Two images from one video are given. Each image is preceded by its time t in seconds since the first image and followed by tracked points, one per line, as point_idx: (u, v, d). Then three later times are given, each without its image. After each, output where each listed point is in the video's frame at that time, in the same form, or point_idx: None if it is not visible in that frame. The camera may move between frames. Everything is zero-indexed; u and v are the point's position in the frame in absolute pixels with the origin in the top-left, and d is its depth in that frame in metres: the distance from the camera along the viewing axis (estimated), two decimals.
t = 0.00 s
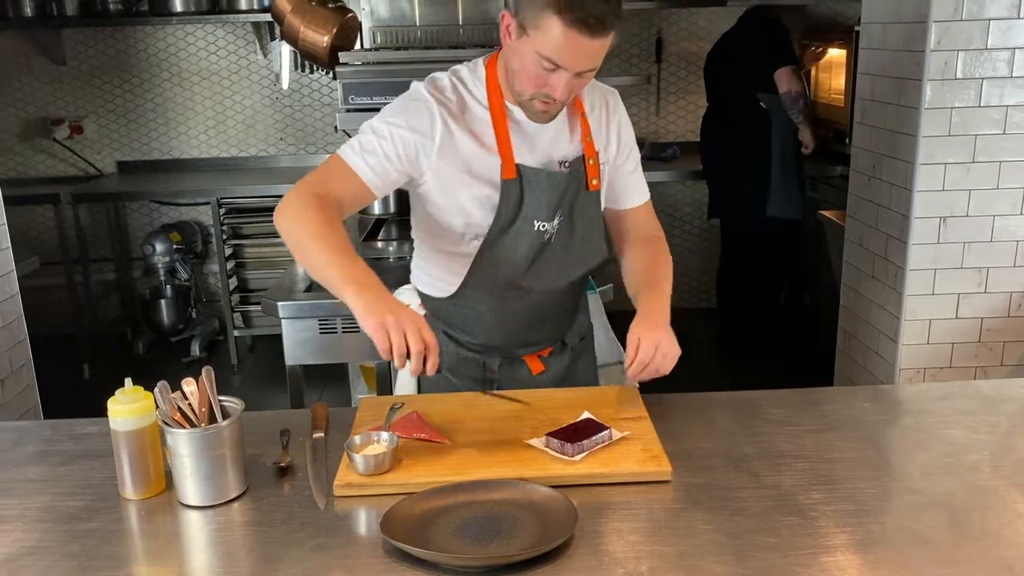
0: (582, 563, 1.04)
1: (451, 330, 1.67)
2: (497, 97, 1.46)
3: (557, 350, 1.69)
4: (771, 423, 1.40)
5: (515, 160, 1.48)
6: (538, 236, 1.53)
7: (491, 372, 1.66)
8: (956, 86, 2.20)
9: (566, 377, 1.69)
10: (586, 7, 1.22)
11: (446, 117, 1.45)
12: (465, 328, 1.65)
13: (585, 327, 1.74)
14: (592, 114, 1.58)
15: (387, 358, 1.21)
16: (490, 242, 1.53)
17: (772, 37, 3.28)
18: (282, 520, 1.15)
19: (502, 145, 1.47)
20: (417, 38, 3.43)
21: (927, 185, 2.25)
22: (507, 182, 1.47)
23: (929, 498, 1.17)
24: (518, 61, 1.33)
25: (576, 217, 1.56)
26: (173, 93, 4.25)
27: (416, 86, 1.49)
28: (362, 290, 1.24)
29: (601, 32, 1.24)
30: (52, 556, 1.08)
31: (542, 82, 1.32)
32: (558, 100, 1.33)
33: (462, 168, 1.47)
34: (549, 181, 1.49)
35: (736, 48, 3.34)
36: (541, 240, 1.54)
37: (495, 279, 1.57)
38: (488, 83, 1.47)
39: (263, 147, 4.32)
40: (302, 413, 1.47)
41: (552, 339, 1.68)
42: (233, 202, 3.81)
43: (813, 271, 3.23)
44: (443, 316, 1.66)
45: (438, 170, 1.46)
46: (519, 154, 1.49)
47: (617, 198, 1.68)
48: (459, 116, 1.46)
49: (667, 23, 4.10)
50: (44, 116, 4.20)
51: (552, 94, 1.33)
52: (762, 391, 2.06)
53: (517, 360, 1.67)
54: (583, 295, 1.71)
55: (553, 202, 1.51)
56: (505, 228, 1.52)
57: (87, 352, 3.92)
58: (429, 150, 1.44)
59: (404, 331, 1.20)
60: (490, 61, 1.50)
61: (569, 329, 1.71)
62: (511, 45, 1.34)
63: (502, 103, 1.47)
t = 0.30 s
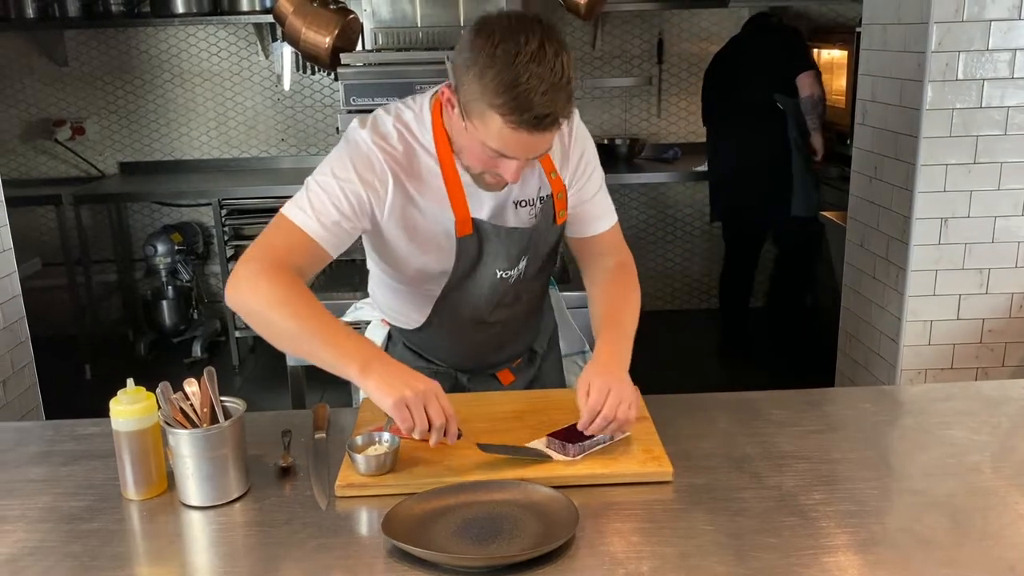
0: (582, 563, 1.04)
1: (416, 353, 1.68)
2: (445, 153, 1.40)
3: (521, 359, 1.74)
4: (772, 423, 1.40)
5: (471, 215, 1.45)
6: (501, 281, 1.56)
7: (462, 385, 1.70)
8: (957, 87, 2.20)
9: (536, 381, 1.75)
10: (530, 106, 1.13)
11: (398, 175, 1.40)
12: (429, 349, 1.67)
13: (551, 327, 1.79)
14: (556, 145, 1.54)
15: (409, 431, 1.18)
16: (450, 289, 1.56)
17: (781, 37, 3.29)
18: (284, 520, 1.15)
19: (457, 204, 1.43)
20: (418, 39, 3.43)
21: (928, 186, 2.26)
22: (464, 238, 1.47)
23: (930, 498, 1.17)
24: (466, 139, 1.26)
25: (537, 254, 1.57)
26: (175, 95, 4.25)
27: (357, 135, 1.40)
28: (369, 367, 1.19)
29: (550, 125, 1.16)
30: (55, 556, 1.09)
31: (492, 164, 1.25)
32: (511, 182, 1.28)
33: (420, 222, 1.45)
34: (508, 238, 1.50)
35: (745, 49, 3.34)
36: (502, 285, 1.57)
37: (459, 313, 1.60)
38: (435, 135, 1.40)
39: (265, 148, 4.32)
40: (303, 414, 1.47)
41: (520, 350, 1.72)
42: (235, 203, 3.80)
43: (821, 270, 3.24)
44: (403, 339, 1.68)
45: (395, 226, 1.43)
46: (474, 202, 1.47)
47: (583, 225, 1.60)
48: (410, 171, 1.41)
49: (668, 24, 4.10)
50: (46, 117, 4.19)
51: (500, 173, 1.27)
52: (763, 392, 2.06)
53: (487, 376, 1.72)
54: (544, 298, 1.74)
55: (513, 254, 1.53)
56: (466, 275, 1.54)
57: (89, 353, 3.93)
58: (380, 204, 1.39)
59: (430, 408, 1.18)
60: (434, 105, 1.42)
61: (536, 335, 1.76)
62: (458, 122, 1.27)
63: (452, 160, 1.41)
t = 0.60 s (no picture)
0: (581, 563, 1.04)
1: (400, 358, 1.69)
2: (426, 171, 1.38)
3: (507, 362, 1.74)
4: (772, 424, 1.40)
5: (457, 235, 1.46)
6: (486, 295, 1.56)
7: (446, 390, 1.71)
8: (957, 88, 2.20)
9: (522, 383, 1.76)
10: (516, 146, 1.14)
11: (381, 198, 1.39)
12: (414, 357, 1.67)
13: (535, 329, 1.80)
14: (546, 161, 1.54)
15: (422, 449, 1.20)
16: (433, 302, 1.56)
17: (806, 38, 3.20)
18: (284, 520, 1.16)
19: (442, 224, 1.43)
20: (418, 39, 3.44)
21: (928, 186, 2.26)
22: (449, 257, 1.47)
23: (930, 498, 1.17)
24: (450, 171, 1.27)
25: (521, 266, 1.59)
26: (176, 95, 4.25)
27: (336, 156, 1.38)
28: (375, 392, 1.22)
29: (536, 161, 1.17)
30: (55, 556, 1.09)
31: (479, 194, 1.27)
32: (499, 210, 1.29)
33: (407, 242, 1.45)
34: (493, 257, 1.51)
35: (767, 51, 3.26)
36: (486, 300, 1.57)
37: (442, 326, 1.61)
38: (414, 153, 1.39)
39: (266, 149, 4.32)
40: (304, 414, 1.47)
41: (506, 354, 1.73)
42: (235, 203, 3.80)
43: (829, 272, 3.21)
44: (387, 347, 1.69)
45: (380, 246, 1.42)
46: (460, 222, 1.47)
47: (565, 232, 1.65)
48: (394, 192, 1.40)
49: (668, 25, 4.10)
50: (47, 118, 4.20)
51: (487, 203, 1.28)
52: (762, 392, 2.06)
53: (473, 380, 1.72)
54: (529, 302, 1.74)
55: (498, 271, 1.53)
56: (451, 290, 1.54)
57: (90, 353, 3.93)
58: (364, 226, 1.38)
59: (441, 426, 1.20)
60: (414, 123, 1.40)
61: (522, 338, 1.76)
62: (441, 154, 1.27)
63: (437, 182, 1.39)
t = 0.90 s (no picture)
0: (579, 563, 1.04)
1: (392, 362, 1.68)
2: (431, 173, 1.38)
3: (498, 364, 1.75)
4: (771, 424, 1.40)
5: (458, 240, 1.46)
6: (483, 302, 1.58)
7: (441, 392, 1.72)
8: (956, 88, 2.20)
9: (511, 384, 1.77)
10: (537, 152, 1.14)
11: (382, 198, 1.38)
12: (408, 361, 1.67)
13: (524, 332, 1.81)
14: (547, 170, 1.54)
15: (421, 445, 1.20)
16: (427, 307, 1.57)
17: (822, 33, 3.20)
18: (283, 520, 1.16)
19: (442, 226, 1.43)
20: (418, 39, 3.44)
21: (927, 187, 2.26)
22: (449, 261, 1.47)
23: (929, 498, 1.17)
24: (462, 176, 1.27)
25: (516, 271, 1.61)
26: (176, 95, 4.25)
27: (337, 155, 1.37)
28: (375, 389, 1.23)
29: (553, 167, 1.18)
30: (55, 555, 1.09)
31: (491, 200, 1.27)
32: (509, 215, 1.30)
33: (406, 243, 1.44)
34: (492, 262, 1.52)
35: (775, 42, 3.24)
36: (482, 305, 1.59)
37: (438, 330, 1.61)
38: (419, 155, 1.39)
39: (266, 149, 4.33)
40: (303, 414, 1.47)
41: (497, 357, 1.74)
42: (236, 203, 3.81)
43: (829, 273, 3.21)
44: (379, 350, 1.68)
45: (378, 246, 1.42)
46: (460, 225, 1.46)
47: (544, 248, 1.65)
48: (396, 192, 1.40)
49: (668, 25, 4.10)
50: (47, 118, 4.20)
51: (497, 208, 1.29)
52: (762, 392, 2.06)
53: (465, 383, 1.73)
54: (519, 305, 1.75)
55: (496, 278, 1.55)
56: (449, 294, 1.55)
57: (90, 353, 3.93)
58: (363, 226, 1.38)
59: (441, 419, 1.22)
60: (419, 124, 1.40)
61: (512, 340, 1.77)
62: (454, 160, 1.27)
63: (440, 184, 1.39)
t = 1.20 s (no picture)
0: (579, 563, 1.04)
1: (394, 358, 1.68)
2: (442, 166, 1.39)
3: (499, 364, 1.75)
4: (772, 423, 1.40)
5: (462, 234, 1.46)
6: (486, 298, 1.58)
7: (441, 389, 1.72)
8: (957, 88, 2.20)
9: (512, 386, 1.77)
10: (556, 138, 1.17)
11: (390, 190, 1.38)
12: (408, 356, 1.67)
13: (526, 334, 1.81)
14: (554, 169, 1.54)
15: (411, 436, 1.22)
16: (429, 302, 1.56)
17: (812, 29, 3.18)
18: (284, 519, 1.16)
19: (448, 219, 1.43)
20: (418, 39, 3.43)
21: (928, 186, 2.25)
22: (452, 254, 1.47)
23: (930, 498, 1.17)
24: (478, 164, 1.29)
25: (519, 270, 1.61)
26: (176, 95, 4.25)
27: (349, 145, 1.38)
28: (371, 379, 1.23)
29: (572, 156, 1.20)
30: (54, 555, 1.09)
31: (505, 189, 1.28)
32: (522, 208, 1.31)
33: (410, 237, 1.44)
34: (495, 258, 1.52)
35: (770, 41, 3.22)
36: (484, 302, 1.58)
37: (439, 326, 1.61)
38: (431, 150, 1.39)
39: (267, 149, 4.32)
40: (303, 413, 1.47)
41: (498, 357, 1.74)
42: (236, 203, 3.81)
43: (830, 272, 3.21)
44: (381, 344, 1.67)
45: (383, 239, 1.42)
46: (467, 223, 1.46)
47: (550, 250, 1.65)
48: (404, 185, 1.40)
49: (669, 25, 4.09)
50: (47, 117, 4.20)
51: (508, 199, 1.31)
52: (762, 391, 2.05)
53: (465, 381, 1.73)
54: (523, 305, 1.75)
55: (499, 275, 1.55)
56: (451, 288, 1.54)
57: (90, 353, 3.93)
58: (369, 218, 1.38)
59: (429, 410, 1.22)
60: (433, 118, 1.40)
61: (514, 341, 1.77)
62: (471, 146, 1.29)
63: (450, 175, 1.40)
